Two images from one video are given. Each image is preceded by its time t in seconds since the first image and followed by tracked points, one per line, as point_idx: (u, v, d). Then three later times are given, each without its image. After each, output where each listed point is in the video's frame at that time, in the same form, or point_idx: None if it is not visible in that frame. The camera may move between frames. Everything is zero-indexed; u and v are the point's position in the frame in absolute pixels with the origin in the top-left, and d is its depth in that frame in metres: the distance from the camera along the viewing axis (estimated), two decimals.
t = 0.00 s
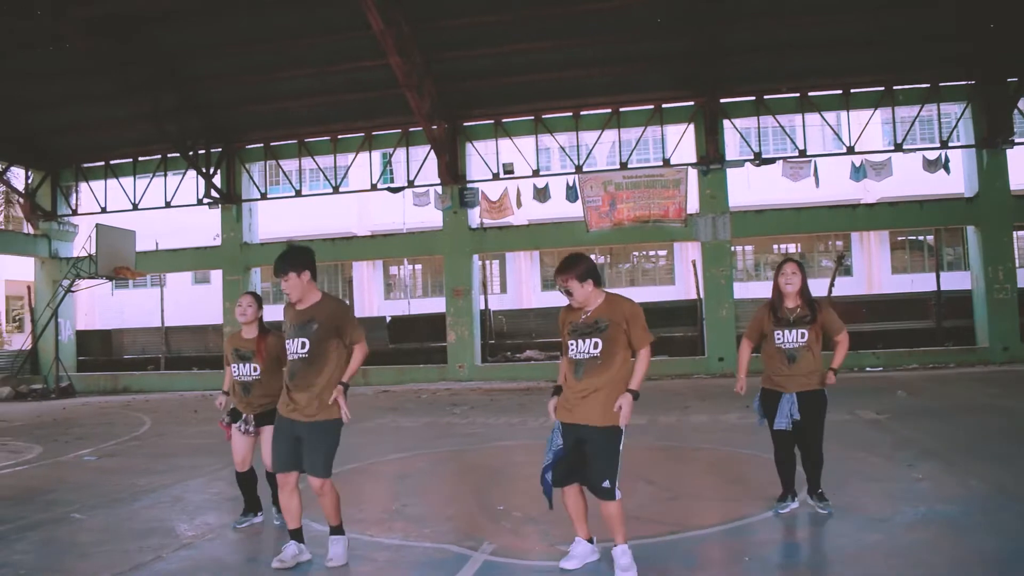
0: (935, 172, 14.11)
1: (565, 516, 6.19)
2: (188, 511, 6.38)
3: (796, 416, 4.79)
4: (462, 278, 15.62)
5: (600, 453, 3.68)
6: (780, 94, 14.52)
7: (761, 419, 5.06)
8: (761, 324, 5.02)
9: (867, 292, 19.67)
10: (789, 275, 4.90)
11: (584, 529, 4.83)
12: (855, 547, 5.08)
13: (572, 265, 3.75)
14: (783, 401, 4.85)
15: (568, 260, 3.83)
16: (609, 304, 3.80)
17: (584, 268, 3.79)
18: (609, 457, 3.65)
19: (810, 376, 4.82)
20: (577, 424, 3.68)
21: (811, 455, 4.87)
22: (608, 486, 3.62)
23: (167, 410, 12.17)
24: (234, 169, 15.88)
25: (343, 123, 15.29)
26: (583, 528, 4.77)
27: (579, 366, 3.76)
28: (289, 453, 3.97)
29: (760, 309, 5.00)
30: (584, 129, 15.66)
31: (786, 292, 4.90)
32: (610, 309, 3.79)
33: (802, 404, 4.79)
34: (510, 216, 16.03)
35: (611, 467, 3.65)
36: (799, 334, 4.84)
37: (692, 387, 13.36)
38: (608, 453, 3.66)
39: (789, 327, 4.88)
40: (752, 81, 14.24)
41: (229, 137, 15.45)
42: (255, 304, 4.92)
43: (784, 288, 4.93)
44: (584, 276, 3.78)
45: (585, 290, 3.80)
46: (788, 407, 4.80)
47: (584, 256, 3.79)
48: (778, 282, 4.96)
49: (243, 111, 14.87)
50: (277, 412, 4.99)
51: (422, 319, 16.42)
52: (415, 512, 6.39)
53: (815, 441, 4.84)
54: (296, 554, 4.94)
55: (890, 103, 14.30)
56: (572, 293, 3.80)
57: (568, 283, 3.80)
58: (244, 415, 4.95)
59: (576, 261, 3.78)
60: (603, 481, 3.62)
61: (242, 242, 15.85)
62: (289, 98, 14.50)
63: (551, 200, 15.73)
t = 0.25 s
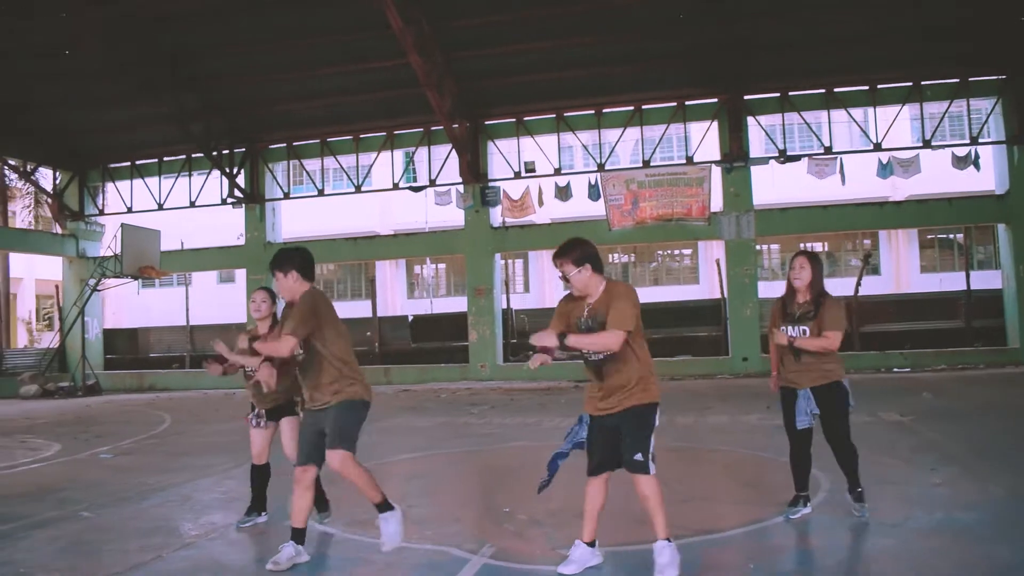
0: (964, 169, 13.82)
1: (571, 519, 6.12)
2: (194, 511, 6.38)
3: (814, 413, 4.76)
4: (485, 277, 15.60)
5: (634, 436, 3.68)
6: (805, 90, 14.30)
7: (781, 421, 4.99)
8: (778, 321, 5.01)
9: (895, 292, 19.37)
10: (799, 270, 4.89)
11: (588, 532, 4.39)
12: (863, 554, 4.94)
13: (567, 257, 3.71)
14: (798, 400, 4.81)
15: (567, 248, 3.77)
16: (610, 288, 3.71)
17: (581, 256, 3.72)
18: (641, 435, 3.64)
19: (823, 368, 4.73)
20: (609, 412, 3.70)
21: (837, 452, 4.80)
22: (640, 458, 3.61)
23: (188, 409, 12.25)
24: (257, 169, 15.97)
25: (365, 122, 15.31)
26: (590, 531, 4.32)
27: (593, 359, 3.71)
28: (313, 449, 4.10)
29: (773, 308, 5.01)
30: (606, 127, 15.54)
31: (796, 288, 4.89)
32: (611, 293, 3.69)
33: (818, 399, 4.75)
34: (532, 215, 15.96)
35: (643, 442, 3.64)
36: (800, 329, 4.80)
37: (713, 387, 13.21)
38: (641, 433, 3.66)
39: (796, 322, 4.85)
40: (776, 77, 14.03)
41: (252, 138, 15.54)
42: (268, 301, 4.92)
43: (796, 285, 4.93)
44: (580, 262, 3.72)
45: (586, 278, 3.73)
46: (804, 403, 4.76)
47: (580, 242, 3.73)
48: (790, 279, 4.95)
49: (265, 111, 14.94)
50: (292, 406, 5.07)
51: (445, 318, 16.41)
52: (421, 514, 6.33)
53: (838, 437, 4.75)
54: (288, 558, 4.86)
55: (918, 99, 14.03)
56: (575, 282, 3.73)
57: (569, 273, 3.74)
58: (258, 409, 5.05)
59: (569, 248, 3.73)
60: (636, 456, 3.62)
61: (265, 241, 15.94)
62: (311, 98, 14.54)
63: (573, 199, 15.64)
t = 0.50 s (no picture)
0: (994, 166, 13.52)
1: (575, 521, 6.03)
2: (199, 511, 6.38)
3: (830, 420, 4.67)
4: (506, 276, 15.55)
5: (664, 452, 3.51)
6: (831, 87, 14.06)
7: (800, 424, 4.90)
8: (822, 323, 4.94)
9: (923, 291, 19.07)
10: (830, 273, 4.76)
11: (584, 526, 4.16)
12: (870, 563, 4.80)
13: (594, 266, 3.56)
14: (817, 402, 4.74)
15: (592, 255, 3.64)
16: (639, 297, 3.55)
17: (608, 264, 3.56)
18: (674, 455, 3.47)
19: (844, 375, 4.61)
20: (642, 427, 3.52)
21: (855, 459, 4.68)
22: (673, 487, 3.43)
23: (208, 408, 12.32)
24: (280, 168, 16.05)
25: (386, 122, 15.31)
26: (587, 525, 4.10)
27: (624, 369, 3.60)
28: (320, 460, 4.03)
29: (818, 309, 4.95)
30: (628, 125, 15.41)
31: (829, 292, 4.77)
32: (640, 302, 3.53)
33: (836, 404, 4.66)
34: (553, 214, 15.87)
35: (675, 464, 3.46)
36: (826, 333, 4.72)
37: (735, 388, 13.06)
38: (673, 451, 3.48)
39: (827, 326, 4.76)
40: (801, 73, 13.81)
41: (274, 138, 15.60)
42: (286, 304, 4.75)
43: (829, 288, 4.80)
44: (607, 271, 3.56)
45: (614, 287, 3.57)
46: (821, 408, 4.70)
47: (606, 250, 3.59)
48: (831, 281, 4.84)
49: (287, 111, 14.99)
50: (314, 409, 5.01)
51: (466, 318, 16.38)
52: (426, 516, 6.27)
53: (855, 444, 4.64)
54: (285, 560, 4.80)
55: (946, 94, 13.75)
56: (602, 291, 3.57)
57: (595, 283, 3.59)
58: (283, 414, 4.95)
59: (595, 257, 3.59)
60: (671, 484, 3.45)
61: (288, 241, 16.01)
62: (332, 97, 14.58)
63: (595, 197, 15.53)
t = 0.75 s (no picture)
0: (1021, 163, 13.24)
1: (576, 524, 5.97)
2: (203, 511, 6.40)
3: (861, 426, 4.34)
4: (524, 276, 15.50)
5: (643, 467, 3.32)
6: (853, 83, 13.84)
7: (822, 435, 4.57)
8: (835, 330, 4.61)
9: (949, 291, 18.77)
10: (848, 275, 4.43)
11: (587, 535, 4.07)
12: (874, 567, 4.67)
13: (609, 263, 3.43)
14: (847, 410, 4.42)
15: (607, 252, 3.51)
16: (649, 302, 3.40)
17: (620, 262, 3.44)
18: (653, 471, 3.29)
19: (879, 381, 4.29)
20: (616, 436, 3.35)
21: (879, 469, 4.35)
22: (653, 506, 3.30)
23: (225, 407, 12.40)
24: (299, 168, 16.11)
25: (405, 121, 15.30)
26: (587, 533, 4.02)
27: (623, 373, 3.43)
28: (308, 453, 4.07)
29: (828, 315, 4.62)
30: (647, 123, 15.28)
31: (851, 295, 4.45)
32: (651, 309, 3.38)
33: (868, 413, 4.32)
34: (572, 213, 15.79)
35: (653, 480, 3.29)
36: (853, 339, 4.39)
37: (753, 389, 12.91)
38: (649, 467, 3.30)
39: (849, 332, 4.44)
40: (822, 70, 13.61)
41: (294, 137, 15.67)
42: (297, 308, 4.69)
43: (846, 292, 4.47)
44: (616, 272, 3.44)
45: (626, 286, 3.42)
46: (852, 418, 4.37)
47: (618, 251, 3.46)
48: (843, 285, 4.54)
49: (306, 111, 15.05)
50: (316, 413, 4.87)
51: (485, 317, 16.35)
52: (427, 518, 6.19)
53: (881, 453, 4.30)
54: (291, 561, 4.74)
55: (971, 90, 13.49)
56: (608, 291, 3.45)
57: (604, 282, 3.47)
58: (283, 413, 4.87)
59: (603, 257, 3.49)
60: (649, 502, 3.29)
61: (307, 240, 16.09)
62: (350, 97, 14.61)
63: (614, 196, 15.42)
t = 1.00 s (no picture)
0: None
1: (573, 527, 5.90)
2: (202, 512, 6.40)
3: (877, 429, 3.94)
4: (538, 276, 15.45)
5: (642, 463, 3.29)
6: (870, 80, 13.65)
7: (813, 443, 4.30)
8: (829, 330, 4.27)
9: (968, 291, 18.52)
10: (853, 275, 4.13)
11: (567, 535, 3.87)
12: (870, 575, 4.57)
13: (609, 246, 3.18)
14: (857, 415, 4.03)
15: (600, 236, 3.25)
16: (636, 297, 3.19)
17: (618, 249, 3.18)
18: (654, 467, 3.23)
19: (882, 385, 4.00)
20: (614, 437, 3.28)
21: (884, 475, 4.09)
22: (653, 499, 3.23)
23: (237, 407, 12.46)
24: (314, 169, 16.16)
25: (418, 121, 15.28)
26: (569, 532, 3.82)
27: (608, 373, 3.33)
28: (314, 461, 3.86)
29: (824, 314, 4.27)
30: (661, 122, 15.17)
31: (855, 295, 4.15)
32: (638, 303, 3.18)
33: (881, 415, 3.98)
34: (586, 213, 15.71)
35: (654, 477, 3.23)
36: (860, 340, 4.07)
37: (767, 390, 12.79)
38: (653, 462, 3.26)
39: (853, 333, 4.12)
40: (838, 67, 13.44)
41: (308, 138, 15.71)
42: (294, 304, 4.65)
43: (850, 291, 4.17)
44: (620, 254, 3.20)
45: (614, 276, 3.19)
46: (864, 420, 3.99)
47: (614, 235, 3.20)
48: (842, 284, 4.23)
49: (320, 112, 15.07)
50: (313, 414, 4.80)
51: (500, 318, 16.25)
52: (423, 521, 6.14)
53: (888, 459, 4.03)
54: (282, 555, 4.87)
55: (991, 87, 13.27)
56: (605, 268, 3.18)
57: (595, 258, 3.21)
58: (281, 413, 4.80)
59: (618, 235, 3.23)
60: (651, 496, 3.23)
61: (322, 241, 16.17)
62: (363, 97, 14.62)
63: (628, 196, 15.32)
